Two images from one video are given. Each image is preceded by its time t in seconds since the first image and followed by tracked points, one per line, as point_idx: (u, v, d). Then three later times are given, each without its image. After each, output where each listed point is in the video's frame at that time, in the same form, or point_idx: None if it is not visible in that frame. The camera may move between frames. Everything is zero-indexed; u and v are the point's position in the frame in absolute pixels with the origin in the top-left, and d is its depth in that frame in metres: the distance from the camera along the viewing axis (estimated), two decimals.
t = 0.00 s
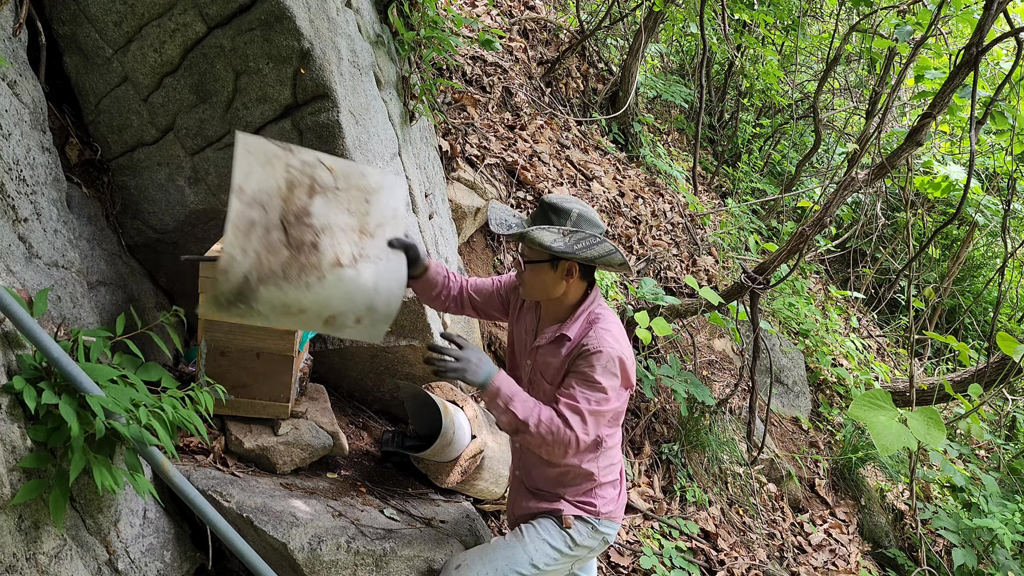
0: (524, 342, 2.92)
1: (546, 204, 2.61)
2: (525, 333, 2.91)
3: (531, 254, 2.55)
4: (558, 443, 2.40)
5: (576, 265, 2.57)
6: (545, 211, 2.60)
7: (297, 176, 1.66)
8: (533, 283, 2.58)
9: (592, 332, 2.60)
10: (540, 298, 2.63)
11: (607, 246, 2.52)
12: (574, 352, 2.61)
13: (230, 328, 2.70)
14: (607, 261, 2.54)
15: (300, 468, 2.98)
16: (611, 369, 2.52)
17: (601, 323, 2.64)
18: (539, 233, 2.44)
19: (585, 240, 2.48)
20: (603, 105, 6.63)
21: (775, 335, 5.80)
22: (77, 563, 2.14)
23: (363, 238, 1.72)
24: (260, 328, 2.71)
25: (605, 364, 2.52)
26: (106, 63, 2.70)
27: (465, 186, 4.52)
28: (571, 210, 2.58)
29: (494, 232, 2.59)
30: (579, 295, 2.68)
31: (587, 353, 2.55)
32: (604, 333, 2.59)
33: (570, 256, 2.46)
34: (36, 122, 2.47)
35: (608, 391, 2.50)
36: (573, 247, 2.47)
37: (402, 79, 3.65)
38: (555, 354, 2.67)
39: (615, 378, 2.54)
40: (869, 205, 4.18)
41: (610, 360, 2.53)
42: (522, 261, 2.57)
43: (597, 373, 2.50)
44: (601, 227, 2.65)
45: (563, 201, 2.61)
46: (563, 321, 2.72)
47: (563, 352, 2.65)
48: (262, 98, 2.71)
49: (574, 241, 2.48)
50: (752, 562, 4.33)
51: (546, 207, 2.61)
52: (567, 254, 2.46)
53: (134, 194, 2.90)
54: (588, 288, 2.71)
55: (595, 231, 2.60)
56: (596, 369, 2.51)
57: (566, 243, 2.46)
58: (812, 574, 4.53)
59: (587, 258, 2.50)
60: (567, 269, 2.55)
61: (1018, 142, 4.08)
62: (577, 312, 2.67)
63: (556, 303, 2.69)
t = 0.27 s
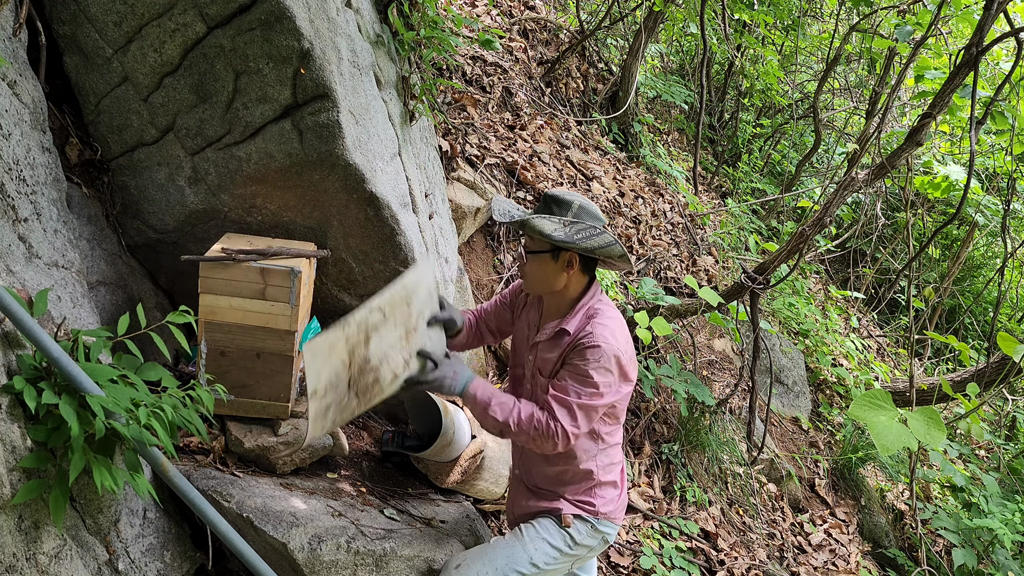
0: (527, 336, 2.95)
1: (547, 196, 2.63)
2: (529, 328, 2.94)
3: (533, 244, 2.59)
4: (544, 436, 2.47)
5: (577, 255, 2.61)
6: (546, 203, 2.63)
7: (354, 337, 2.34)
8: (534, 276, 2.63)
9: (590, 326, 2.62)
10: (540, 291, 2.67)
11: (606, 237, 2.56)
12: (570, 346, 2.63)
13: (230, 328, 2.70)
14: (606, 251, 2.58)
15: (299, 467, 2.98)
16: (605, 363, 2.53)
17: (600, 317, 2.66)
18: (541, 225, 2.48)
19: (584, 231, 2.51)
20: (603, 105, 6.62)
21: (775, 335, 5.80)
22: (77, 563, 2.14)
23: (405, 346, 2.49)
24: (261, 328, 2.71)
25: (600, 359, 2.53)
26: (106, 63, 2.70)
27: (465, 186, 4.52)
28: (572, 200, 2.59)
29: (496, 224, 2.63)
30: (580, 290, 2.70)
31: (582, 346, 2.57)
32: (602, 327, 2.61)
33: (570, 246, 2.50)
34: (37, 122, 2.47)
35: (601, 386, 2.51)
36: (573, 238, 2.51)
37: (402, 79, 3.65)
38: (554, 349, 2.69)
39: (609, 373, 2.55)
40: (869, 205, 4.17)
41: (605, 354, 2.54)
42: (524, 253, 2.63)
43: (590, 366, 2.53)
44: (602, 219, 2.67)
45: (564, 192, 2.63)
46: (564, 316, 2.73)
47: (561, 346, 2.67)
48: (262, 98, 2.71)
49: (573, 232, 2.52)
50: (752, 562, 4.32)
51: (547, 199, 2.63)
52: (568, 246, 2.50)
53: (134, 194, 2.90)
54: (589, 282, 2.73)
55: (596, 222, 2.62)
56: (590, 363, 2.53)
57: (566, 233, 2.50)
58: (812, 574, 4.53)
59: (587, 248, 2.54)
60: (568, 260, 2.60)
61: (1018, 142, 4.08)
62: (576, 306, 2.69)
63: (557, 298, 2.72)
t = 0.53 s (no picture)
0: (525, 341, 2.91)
1: (531, 205, 2.60)
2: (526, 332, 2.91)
3: (526, 257, 2.52)
4: (568, 454, 2.54)
5: (574, 258, 2.56)
6: (531, 212, 2.60)
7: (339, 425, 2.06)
8: (532, 286, 2.58)
9: (591, 332, 2.60)
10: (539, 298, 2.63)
11: (601, 234, 2.53)
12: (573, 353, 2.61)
13: (230, 328, 2.70)
14: (603, 249, 2.55)
15: (299, 467, 2.97)
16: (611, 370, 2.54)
17: (600, 321, 2.64)
18: (533, 234, 2.44)
19: (578, 233, 2.49)
20: (603, 105, 6.62)
21: (775, 335, 5.80)
22: (77, 563, 2.14)
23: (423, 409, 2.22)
24: (260, 328, 2.71)
25: (609, 367, 2.54)
26: (106, 63, 2.70)
27: (465, 186, 4.52)
28: (558, 205, 2.56)
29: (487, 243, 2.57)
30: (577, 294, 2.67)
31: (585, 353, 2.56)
32: (603, 333, 2.59)
33: (567, 251, 2.47)
34: (37, 122, 2.47)
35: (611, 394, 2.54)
36: (569, 242, 2.48)
37: (402, 79, 3.65)
38: (555, 354, 2.67)
39: (618, 378, 2.56)
40: (869, 205, 4.17)
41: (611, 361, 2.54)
42: (520, 269, 2.58)
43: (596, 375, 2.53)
44: (588, 218, 2.65)
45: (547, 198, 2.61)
46: (563, 320, 2.71)
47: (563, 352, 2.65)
48: (262, 98, 2.71)
49: (568, 236, 2.48)
50: (752, 562, 4.32)
51: (531, 209, 2.59)
52: (564, 250, 2.46)
53: (134, 194, 2.89)
54: (585, 284, 2.70)
55: (584, 220, 2.61)
56: (600, 373, 2.53)
57: (561, 240, 2.47)
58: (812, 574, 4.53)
59: (584, 249, 2.51)
60: (566, 265, 2.55)
61: (1018, 142, 4.08)
62: (575, 311, 2.66)
63: (556, 302, 2.69)
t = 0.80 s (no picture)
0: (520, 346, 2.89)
1: (520, 216, 2.54)
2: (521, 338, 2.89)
3: (523, 272, 2.50)
4: (582, 463, 2.58)
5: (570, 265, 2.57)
6: (520, 224, 2.54)
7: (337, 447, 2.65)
8: (530, 297, 2.56)
9: (589, 338, 2.59)
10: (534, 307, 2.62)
11: (596, 237, 2.51)
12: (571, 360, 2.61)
13: (230, 328, 2.70)
14: (599, 252, 2.53)
15: (299, 467, 2.97)
16: (613, 375, 2.55)
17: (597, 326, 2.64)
18: (532, 251, 2.40)
19: (574, 241, 2.46)
20: (603, 105, 6.63)
21: (775, 335, 5.80)
22: (77, 563, 2.14)
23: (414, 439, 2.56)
24: (260, 328, 2.71)
25: (612, 372, 2.54)
26: (106, 63, 2.70)
27: (465, 186, 4.52)
28: (548, 214, 2.51)
29: (484, 265, 2.52)
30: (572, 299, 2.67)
31: (585, 360, 2.55)
32: (601, 338, 2.59)
33: (565, 261, 2.45)
34: (37, 122, 2.47)
35: (617, 399, 2.56)
36: (566, 252, 2.46)
37: (402, 79, 3.64)
38: (552, 360, 2.67)
39: (622, 381, 2.58)
40: (869, 205, 4.17)
41: (612, 366, 2.54)
42: (518, 282, 2.54)
43: (599, 383, 2.53)
44: (579, 220, 2.62)
45: (534, 206, 2.55)
46: (560, 325, 2.70)
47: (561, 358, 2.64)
48: (262, 98, 2.71)
49: (564, 246, 2.46)
50: (752, 562, 4.32)
51: (521, 220, 2.53)
52: (563, 259, 2.45)
53: (134, 194, 2.89)
54: (580, 288, 2.71)
55: (575, 224, 2.57)
56: (603, 378, 2.53)
57: (558, 251, 2.44)
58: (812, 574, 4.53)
59: (581, 256, 2.49)
60: (564, 272, 2.56)
61: (1018, 142, 4.08)
62: (572, 317, 2.66)
63: (552, 308, 2.68)
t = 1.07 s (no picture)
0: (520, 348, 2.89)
1: (516, 221, 2.55)
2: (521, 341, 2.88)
3: (521, 276, 2.50)
4: (588, 467, 2.58)
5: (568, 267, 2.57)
6: (516, 228, 2.55)
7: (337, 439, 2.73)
8: (530, 301, 2.55)
9: (590, 339, 2.59)
10: (534, 310, 2.61)
11: (593, 238, 2.50)
12: (573, 362, 2.60)
13: (230, 328, 2.71)
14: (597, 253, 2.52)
15: (299, 467, 2.97)
16: (615, 376, 2.54)
17: (597, 327, 2.64)
18: (530, 255, 2.39)
19: (571, 244, 2.46)
20: (603, 105, 6.63)
21: (774, 335, 5.80)
22: (77, 563, 2.15)
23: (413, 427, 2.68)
24: (260, 328, 2.71)
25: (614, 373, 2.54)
26: (106, 63, 2.70)
27: (465, 186, 4.52)
28: (543, 218, 2.52)
29: (480, 271, 2.52)
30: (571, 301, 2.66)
31: (587, 362, 2.55)
32: (601, 339, 2.59)
33: (563, 264, 2.44)
34: (37, 123, 2.47)
35: (621, 400, 2.56)
36: (564, 254, 2.45)
37: (402, 79, 3.64)
38: (553, 362, 2.66)
39: (625, 383, 2.58)
40: (869, 205, 4.17)
41: (614, 367, 2.54)
42: (517, 286, 2.54)
43: (602, 384, 2.52)
44: (575, 223, 2.61)
45: (530, 211, 2.56)
46: (560, 328, 2.69)
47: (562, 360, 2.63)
48: (262, 98, 2.71)
49: (560, 249, 2.45)
50: (752, 562, 4.32)
51: (517, 225, 2.55)
52: (561, 263, 2.44)
53: (134, 194, 2.89)
54: (579, 290, 2.71)
55: (572, 227, 2.57)
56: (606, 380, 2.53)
57: (555, 254, 2.44)
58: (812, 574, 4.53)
59: (579, 258, 2.48)
60: (562, 275, 2.56)
61: (1018, 142, 4.08)
62: (572, 319, 2.65)
63: (551, 310, 2.68)
